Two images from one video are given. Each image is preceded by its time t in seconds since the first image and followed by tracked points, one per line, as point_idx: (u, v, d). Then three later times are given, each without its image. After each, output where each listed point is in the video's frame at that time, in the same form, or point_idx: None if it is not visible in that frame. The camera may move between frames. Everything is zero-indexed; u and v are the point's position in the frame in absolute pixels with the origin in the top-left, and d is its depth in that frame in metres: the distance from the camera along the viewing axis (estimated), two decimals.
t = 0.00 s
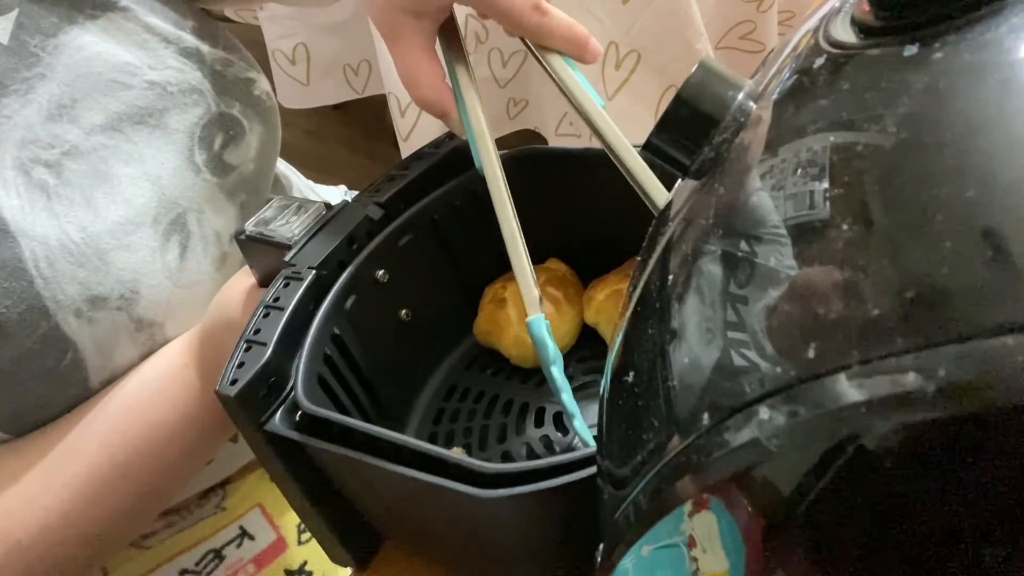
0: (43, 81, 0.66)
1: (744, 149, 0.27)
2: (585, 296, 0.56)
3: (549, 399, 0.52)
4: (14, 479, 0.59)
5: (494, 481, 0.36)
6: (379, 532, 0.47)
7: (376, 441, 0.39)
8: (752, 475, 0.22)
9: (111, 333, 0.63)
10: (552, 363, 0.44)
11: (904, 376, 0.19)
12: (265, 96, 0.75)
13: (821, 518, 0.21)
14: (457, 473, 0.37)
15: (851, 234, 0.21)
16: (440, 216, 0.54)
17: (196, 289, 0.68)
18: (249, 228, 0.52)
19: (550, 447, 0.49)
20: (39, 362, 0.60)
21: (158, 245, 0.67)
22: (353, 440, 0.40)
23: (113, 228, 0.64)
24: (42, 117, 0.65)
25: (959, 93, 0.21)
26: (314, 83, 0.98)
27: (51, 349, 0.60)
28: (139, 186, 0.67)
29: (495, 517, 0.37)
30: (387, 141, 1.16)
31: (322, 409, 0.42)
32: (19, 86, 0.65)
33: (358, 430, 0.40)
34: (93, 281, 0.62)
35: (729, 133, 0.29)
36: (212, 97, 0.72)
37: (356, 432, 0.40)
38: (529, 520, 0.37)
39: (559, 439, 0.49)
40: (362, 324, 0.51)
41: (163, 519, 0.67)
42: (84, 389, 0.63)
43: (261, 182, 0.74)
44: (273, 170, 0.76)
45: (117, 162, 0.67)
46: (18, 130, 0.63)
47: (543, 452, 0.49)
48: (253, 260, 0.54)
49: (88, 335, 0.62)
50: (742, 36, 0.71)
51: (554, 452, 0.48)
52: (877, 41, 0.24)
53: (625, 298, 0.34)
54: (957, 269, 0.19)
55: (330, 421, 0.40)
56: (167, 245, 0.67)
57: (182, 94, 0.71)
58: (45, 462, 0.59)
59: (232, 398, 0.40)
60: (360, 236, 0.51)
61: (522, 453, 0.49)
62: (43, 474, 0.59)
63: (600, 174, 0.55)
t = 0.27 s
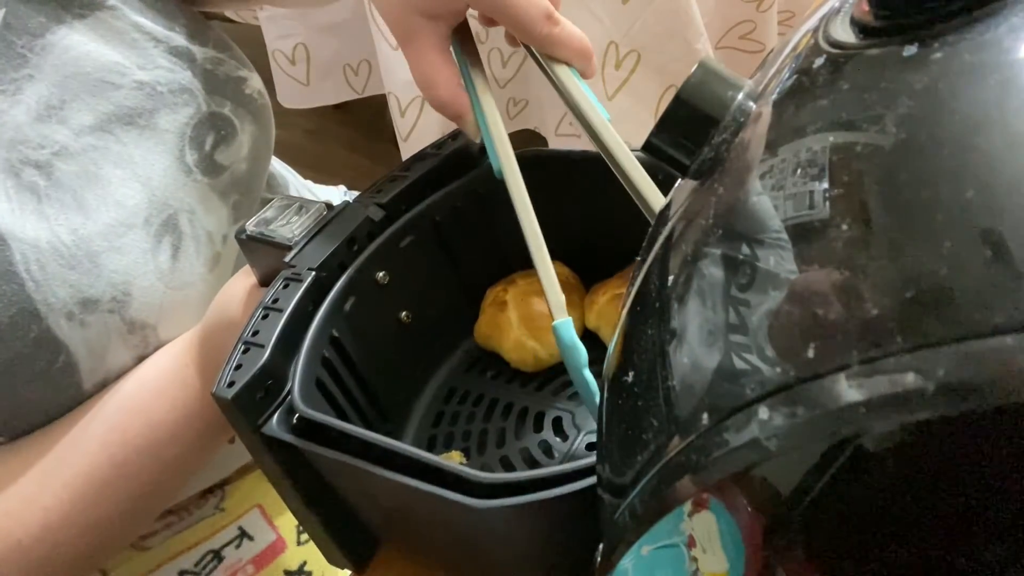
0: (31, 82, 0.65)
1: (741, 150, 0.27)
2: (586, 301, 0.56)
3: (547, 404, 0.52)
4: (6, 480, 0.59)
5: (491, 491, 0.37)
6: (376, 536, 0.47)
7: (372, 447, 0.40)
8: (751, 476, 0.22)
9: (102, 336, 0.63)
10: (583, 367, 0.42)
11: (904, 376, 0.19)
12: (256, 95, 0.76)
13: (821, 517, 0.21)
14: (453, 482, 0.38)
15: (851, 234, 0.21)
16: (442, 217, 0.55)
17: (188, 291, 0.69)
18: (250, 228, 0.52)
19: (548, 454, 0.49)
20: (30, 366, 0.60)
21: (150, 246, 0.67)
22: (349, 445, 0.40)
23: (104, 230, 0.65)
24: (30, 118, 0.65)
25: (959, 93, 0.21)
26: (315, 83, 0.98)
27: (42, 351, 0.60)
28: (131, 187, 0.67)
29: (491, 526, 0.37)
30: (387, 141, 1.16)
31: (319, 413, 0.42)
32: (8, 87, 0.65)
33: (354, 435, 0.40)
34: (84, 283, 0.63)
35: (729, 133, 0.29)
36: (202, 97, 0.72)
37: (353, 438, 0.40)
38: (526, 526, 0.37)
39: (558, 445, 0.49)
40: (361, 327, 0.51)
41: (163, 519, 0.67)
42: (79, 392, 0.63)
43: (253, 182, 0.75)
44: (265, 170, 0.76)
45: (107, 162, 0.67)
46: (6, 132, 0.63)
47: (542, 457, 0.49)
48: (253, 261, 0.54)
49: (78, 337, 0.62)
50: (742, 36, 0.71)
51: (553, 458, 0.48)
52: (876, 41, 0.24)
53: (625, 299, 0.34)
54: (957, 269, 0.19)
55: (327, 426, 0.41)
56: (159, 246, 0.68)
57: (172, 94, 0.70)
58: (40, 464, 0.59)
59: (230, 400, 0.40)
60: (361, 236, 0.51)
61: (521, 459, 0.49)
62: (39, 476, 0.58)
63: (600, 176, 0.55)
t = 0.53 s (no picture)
0: (28, 83, 0.65)
1: (739, 150, 0.27)
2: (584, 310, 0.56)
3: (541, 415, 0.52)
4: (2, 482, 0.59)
5: (478, 510, 0.36)
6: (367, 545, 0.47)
7: (356, 460, 0.40)
8: (752, 476, 0.22)
9: (98, 338, 0.63)
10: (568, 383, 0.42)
11: (904, 376, 0.19)
12: (254, 96, 0.76)
13: (823, 516, 0.21)
14: (435, 499, 0.38)
15: (852, 234, 0.21)
16: (439, 222, 0.55)
17: (186, 292, 0.69)
18: (246, 231, 0.52)
19: (539, 465, 0.48)
20: (27, 367, 0.60)
21: (147, 246, 0.67)
22: (335, 457, 0.40)
23: (101, 231, 0.65)
24: (27, 120, 0.65)
25: (959, 93, 0.21)
26: (315, 83, 0.98)
27: (38, 353, 0.60)
28: (128, 188, 0.67)
29: (479, 544, 0.37)
30: (387, 141, 1.16)
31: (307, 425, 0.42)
32: (5, 88, 0.64)
33: (340, 449, 0.40)
34: (80, 285, 0.63)
35: (729, 133, 0.29)
36: (199, 97, 0.72)
37: (339, 451, 0.40)
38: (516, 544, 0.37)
39: (551, 456, 0.49)
40: (353, 333, 0.51)
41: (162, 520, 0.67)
42: (76, 393, 0.63)
43: (250, 182, 0.74)
44: (263, 171, 0.76)
45: (104, 163, 0.67)
46: (4, 134, 0.63)
47: (535, 469, 0.48)
48: (252, 262, 0.54)
49: (74, 338, 0.62)
50: (742, 36, 0.71)
51: (546, 470, 0.48)
52: (877, 41, 0.24)
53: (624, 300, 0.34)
54: (957, 269, 0.19)
55: (315, 438, 0.41)
56: (155, 247, 0.67)
57: (169, 94, 0.70)
58: (39, 464, 0.59)
59: (217, 408, 0.41)
60: (355, 241, 0.51)
61: (512, 470, 0.49)
62: (38, 477, 0.59)
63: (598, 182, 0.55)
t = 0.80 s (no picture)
0: (31, 84, 0.66)
1: (738, 150, 0.27)
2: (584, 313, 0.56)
3: (541, 417, 0.52)
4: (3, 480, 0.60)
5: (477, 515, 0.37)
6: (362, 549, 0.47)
7: (354, 464, 0.40)
8: (751, 476, 0.22)
9: (98, 340, 0.63)
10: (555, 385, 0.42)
11: (904, 376, 0.19)
12: (257, 99, 0.75)
13: (822, 514, 0.21)
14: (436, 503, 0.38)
15: (852, 234, 0.21)
16: (439, 225, 0.54)
17: (187, 294, 0.69)
18: (245, 233, 0.52)
19: (539, 468, 0.48)
20: (27, 368, 0.60)
21: (147, 249, 0.67)
22: (334, 460, 0.41)
23: (101, 233, 0.65)
24: (30, 122, 0.65)
25: (959, 93, 0.21)
26: (315, 83, 0.98)
27: (37, 356, 0.61)
28: (129, 190, 0.67)
29: (477, 549, 0.37)
30: (387, 141, 1.16)
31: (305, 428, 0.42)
32: (8, 90, 0.65)
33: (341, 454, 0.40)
34: (80, 286, 0.63)
35: (729, 133, 0.29)
36: (202, 100, 0.72)
37: (338, 455, 0.40)
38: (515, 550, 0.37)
39: (550, 459, 0.48)
40: (353, 335, 0.51)
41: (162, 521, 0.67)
42: (75, 396, 0.63)
43: (253, 185, 0.74)
44: (265, 174, 0.75)
45: (106, 164, 0.67)
46: (7, 135, 0.64)
47: (534, 473, 0.48)
48: (251, 263, 0.54)
49: (74, 340, 0.62)
50: (742, 36, 0.71)
51: (545, 473, 0.48)
52: (877, 41, 0.24)
53: (624, 301, 0.34)
54: (957, 269, 0.19)
55: (313, 442, 0.41)
56: (156, 249, 0.67)
57: (172, 96, 0.70)
58: (39, 465, 0.59)
59: (214, 413, 0.41)
60: (354, 244, 0.51)
61: (511, 475, 0.49)
62: (38, 478, 0.59)
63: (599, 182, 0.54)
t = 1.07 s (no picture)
0: (32, 85, 0.66)
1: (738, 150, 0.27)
2: (585, 313, 0.56)
3: (544, 417, 0.52)
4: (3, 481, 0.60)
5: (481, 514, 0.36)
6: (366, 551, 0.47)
7: (357, 463, 0.40)
8: (751, 476, 0.22)
9: (99, 340, 0.63)
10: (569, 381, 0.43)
11: (905, 376, 0.19)
12: (257, 100, 0.76)
13: (822, 515, 0.21)
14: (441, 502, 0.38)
15: (852, 234, 0.21)
16: (439, 225, 0.54)
17: (187, 294, 0.68)
18: (244, 234, 0.52)
19: (541, 467, 0.49)
20: (27, 368, 0.60)
21: (148, 250, 0.67)
22: (335, 460, 0.41)
23: (102, 234, 0.64)
24: (31, 122, 0.65)
25: (959, 93, 0.21)
26: (315, 83, 0.98)
27: (38, 357, 0.60)
28: (129, 191, 0.67)
29: (480, 549, 0.37)
30: (387, 141, 1.16)
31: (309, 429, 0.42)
32: (9, 90, 0.65)
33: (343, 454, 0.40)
34: (80, 287, 0.63)
35: (729, 133, 0.29)
36: (203, 101, 0.71)
37: (341, 455, 0.40)
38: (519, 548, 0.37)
39: (553, 459, 0.49)
40: (353, 335, 0.51)
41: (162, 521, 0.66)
42: (75, 397, 0.63)
43: (253, 186, 0.74)
44: (264, 175, 0.76)
45: (106, 165, 0.66)
46: (7, 136, 0.64)
47: (537, 473, 0.48)
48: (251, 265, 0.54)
49: (75, 342, 0.62)
50: (742, 36, 0.71)
51: (548, 473, 0.48)
52: (877, 41, 0.24)
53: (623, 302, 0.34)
54: (957, 269, 0.19)
55: (315, 442, 0.41)
56: (156, 250, 0.67)
57: (173, 97, 0.70)
58: (38, 465, 0.59)
59: (216, 412, 0.41)
60: (355, 245, 0.51)
61: (514, 474, 0.49)
62: (37, 479, 0.59)
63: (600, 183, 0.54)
